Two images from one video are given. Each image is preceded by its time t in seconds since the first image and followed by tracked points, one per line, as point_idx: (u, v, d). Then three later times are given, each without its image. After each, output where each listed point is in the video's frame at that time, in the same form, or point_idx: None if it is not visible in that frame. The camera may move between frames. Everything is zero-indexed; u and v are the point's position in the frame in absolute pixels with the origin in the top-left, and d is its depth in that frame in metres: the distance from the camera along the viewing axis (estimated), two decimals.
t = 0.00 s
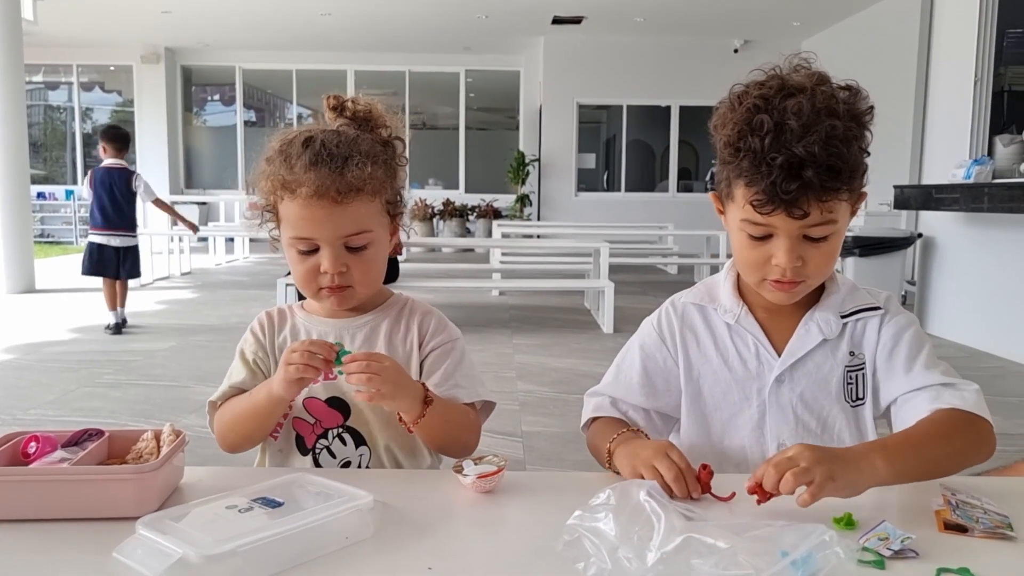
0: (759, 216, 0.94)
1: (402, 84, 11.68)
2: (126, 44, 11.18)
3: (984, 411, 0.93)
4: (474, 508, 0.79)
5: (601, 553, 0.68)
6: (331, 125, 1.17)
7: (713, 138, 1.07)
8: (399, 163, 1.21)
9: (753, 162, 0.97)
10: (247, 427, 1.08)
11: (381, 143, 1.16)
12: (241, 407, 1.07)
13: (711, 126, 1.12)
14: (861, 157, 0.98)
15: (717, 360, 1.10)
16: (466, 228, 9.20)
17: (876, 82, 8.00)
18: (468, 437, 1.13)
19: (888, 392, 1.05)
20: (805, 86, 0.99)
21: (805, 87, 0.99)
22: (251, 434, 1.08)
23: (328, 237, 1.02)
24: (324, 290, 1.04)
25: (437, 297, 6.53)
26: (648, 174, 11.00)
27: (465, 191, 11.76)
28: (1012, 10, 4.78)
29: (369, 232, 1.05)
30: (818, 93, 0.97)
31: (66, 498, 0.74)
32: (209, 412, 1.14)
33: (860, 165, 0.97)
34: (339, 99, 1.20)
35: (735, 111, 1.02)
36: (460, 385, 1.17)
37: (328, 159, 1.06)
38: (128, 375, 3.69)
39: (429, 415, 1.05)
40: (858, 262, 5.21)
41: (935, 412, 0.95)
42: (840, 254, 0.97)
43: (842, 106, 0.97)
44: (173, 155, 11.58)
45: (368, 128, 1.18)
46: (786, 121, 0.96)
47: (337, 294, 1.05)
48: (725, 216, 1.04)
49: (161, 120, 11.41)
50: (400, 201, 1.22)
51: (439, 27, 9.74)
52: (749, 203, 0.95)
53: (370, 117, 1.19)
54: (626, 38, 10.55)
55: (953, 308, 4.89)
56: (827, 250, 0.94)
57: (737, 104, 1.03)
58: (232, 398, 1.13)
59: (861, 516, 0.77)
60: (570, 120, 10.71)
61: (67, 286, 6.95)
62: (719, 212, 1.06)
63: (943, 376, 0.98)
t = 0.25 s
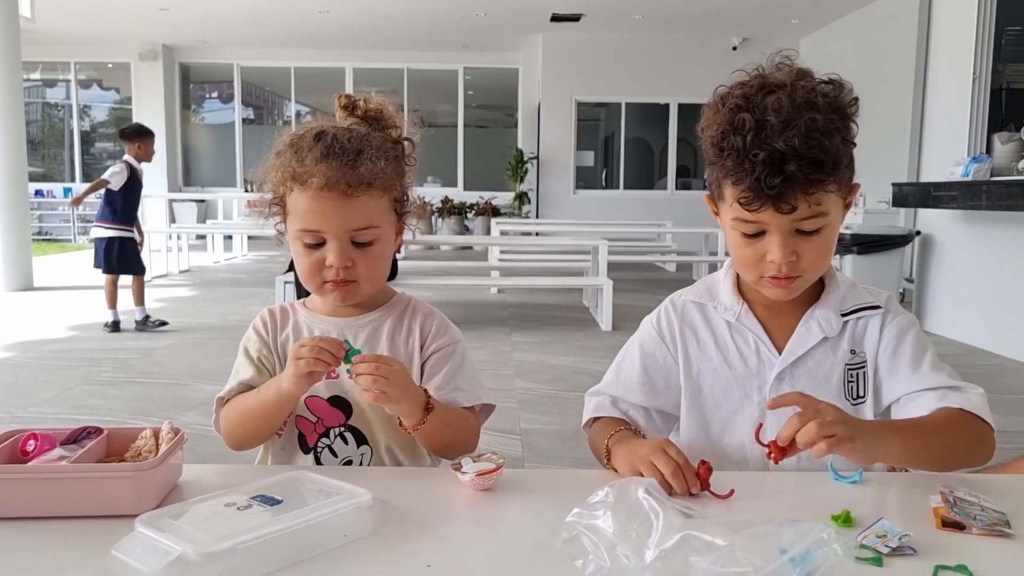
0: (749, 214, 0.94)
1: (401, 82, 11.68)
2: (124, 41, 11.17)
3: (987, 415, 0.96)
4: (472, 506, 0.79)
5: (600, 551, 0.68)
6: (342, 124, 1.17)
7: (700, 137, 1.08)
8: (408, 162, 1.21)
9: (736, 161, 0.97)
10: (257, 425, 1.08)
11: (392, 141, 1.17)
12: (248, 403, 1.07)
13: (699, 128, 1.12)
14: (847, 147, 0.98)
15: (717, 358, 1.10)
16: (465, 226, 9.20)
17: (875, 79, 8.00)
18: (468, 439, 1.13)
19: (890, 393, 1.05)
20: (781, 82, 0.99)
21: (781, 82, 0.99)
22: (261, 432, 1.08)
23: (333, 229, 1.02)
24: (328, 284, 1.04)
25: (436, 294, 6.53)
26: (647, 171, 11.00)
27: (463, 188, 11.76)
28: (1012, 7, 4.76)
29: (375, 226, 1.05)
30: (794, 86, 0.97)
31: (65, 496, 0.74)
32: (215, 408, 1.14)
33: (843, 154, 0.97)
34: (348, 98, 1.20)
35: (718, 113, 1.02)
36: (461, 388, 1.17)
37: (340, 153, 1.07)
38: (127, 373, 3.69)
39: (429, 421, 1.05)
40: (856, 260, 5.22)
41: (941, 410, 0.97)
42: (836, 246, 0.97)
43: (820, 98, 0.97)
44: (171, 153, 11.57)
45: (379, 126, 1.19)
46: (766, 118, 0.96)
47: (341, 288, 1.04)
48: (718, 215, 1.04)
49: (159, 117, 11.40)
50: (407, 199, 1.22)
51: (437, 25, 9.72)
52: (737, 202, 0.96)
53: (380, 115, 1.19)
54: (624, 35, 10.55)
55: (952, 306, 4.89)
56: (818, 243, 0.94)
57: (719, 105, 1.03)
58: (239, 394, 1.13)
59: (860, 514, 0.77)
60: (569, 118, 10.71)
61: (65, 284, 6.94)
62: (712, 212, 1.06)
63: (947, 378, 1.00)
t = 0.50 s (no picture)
0: (736, 213, 0.94)
1: (397, 80, 11.67)
2: (120, 39, 11.14)
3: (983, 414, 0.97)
4: (468, 502, 0.79)
5: (596, 548, 0.68)
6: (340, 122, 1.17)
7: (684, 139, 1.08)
8: (407, 161, 1.21)
9: (719, 162, 0.97)
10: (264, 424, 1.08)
11: (391, 140, 1.17)
12: (251, 401, 1.07)
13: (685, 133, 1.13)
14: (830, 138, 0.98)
15: (714, 356, 1.10)
16: (462, 224, 9.19)
17: (871, 78, 8.01)
18: (468, 435, 1.13)
19: (888, 389, 1.05)
20: (759, 81, 0.99)
21: (757, 83, 0.99)
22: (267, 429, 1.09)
23: (333, 229, 1.02)
24: (328, 283, 1.04)
25: (433, 292, 6.53)
26: (644, 169, 11.00)
27: (460, 186, 11.75)
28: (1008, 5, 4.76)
29: (375, 225, 1.04)
30: (770, 85, 0.98)
31: (62, 493, 0.74)
32: (218, 408, 1.14)
33: (824, 147, 0.96)
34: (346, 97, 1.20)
35: (702, 116, 1.03)
36: (460, 386, 1.17)
37: (340, 153, 1.07)
38: (123, 371, 3.68)
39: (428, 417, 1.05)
40: (853, 258, 5.25)
41: (936, 407, 0.98)
42: (826, 241, 0.97)
43: (794, 93, 0.97)
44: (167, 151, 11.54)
45: (377, 125, 1.19)
46: (744, 119, 0.97)
47: (341, 287, 1.05)
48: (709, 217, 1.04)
49: (155, 115, 11.36)
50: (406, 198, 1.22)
51: (435, 22, 9.71)
52: (724, 202, 0.96)
53: (378, 114, 1.19)
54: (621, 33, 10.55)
55: (947, 304, 4.91)
56: (808, 239, 0.94)
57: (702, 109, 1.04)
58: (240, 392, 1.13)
59: (855, 511, 0.77)
60: (566, 116, 10.70)
61: (61, 281, 6.92)
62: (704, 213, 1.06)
63: (943, 376, 1.01)
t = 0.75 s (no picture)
0: (714, 213, 0.95)
1: (395, 78, 11.66)
2: (118, 37, 11.12)
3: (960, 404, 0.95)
4: (469, 501, 0.79)
5: (596, 545, 0.68)
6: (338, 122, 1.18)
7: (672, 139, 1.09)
8: (406, 161, 1.21)
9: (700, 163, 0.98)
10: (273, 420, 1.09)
11: (390, 140, 1.17)
12: (256, 398, 1.08)
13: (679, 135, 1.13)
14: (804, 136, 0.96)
15: (711, 355, 1.11)
16: (461, 222, 9.19)
17: (870, 76, 8.02)
18: (468, 432, 1.13)
19: (876, 384, 1.05)
20: (740, 81, 1.00)
21: (735, 83, 1.00)
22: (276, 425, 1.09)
23: (334, 229, 1.02)
24: (330, 282, 1.04)
25: (432, 291, 6.53)
26: (642, 167, 11.00)
27: (459, 184, 11.74)
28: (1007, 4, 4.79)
29: (377, 225, 1.05)
30: (748, 84, 0.98)
31: (64, 492, 0.74)
32: (220, 407, 1.14)
33: (796, 146, 0.95)
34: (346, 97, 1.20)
35: (686, 118, 1.03)
36: (461, 382, 1.17)
37: (339, 153, 1.07)
38: (122, 369, 3.68)
39: (430, 414, 1.06)
40: (851, 256, 5.24)
41: (913, 401, 0.96)
42: (810, 239, 0.96)
43: (768, 90, 0.97)
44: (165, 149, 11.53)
45: (376, 125, 1.19)
46: (719, 121, 0.97)
47: (342, 286, 1.05)
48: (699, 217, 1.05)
49: (153, 113, 11.35)
50: (406, 197, 1.23)
51: (433, 20, 9.70)
52: (703, 203, 0.96)
53: (377, 114, 1.19)
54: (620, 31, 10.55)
55: (945, 302, 4.92)
56: (789, 238, 0.94)
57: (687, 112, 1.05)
58: (243, 391, 1.13)
59: (854, 509, 0.78)
60: (564, 114, 10.70)
61: (60, 280, 6.91)
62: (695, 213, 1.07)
63: (922, 367, 1.00)
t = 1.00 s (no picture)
0: (690, 208, 0.95)
1: (395, 77, 11.66)
2: (117, 36, 11.11)
3: (906, 403, 0.89)
4: (471, 501, 0.79)
5: (596, 544, 0.68)
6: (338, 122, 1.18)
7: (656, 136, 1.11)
8: (406, 160, 1.20)
9: (677, 160, 0.99)
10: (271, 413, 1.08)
11: (390, 139, 1.16)
12: (257, 393, 1.08)
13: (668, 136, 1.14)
14: (777, 131, 0.95)
15: (698, 355, 1.11)
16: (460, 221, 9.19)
17: (870, 76, 8.02)
18: (467, 428, 1.13)
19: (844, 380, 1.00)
20: (720, 78, 1.00)
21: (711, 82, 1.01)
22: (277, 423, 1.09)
23: (335, 228, 1.02)
24: (331, 281, 1.04)
25: (432, 290, 6.53)
26: (642, 166, 11.00)
27: (459, 184, 11.74)
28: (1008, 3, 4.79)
29: (378, 224, 1.05)
30: (726, 83, 0.99)
31: (65, 492, 0.74)
32: (222, 406, 1.14)
33: (765, 142, 0.94)
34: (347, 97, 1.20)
35: (668, 115, 1.04)
36: (462, 381, 1.18)
37: (341, 152, 1.07)
38: (122, 368, 3.68)
39: (430, 405, 1.06)
40: (851, 255, 5.23)
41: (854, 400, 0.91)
42: (789, 235, 0.95)
43: (744, 87, 0.97)
44: (166, 149, 11.53)
45: (376, 124, 1.18)
46: (693, 119, 0.98)
47: (344, 285, 1.04)
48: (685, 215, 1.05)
49: (153, 113, 11.35)
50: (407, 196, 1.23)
51: (432, 19, 9.69)
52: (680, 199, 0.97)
53: (377, 114, 1.19)
54: (620, 30, 10.54)
55: (945, 301, 4.92)
56: (764, 233, 0.94)
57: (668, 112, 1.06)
58: (246, 389, 1.13)
59: (853, 508, 0.78)
60: (564, 113, 10.71)
61: (60, 279, 6.91)
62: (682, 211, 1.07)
63: (873, 364, 0.95)
